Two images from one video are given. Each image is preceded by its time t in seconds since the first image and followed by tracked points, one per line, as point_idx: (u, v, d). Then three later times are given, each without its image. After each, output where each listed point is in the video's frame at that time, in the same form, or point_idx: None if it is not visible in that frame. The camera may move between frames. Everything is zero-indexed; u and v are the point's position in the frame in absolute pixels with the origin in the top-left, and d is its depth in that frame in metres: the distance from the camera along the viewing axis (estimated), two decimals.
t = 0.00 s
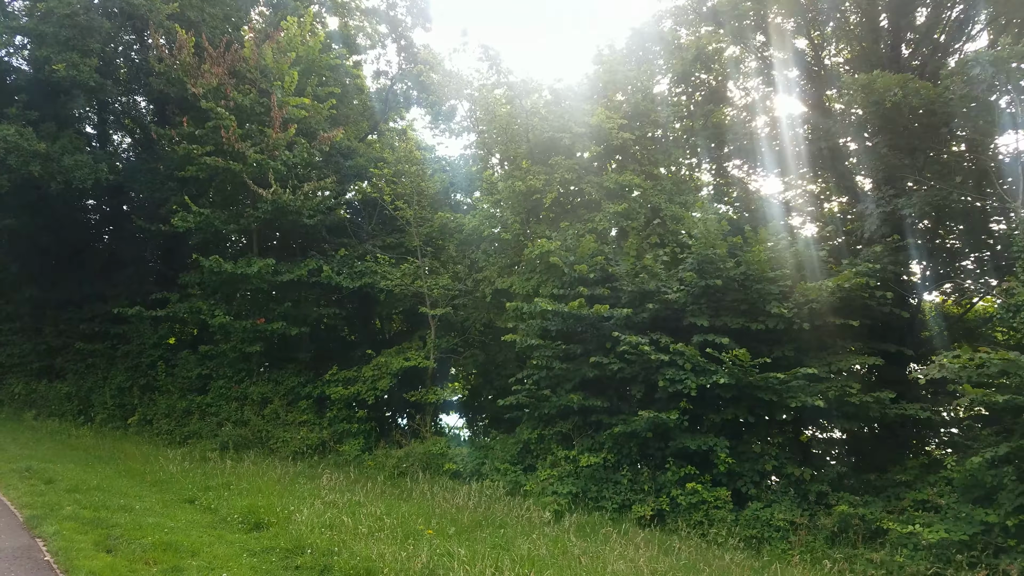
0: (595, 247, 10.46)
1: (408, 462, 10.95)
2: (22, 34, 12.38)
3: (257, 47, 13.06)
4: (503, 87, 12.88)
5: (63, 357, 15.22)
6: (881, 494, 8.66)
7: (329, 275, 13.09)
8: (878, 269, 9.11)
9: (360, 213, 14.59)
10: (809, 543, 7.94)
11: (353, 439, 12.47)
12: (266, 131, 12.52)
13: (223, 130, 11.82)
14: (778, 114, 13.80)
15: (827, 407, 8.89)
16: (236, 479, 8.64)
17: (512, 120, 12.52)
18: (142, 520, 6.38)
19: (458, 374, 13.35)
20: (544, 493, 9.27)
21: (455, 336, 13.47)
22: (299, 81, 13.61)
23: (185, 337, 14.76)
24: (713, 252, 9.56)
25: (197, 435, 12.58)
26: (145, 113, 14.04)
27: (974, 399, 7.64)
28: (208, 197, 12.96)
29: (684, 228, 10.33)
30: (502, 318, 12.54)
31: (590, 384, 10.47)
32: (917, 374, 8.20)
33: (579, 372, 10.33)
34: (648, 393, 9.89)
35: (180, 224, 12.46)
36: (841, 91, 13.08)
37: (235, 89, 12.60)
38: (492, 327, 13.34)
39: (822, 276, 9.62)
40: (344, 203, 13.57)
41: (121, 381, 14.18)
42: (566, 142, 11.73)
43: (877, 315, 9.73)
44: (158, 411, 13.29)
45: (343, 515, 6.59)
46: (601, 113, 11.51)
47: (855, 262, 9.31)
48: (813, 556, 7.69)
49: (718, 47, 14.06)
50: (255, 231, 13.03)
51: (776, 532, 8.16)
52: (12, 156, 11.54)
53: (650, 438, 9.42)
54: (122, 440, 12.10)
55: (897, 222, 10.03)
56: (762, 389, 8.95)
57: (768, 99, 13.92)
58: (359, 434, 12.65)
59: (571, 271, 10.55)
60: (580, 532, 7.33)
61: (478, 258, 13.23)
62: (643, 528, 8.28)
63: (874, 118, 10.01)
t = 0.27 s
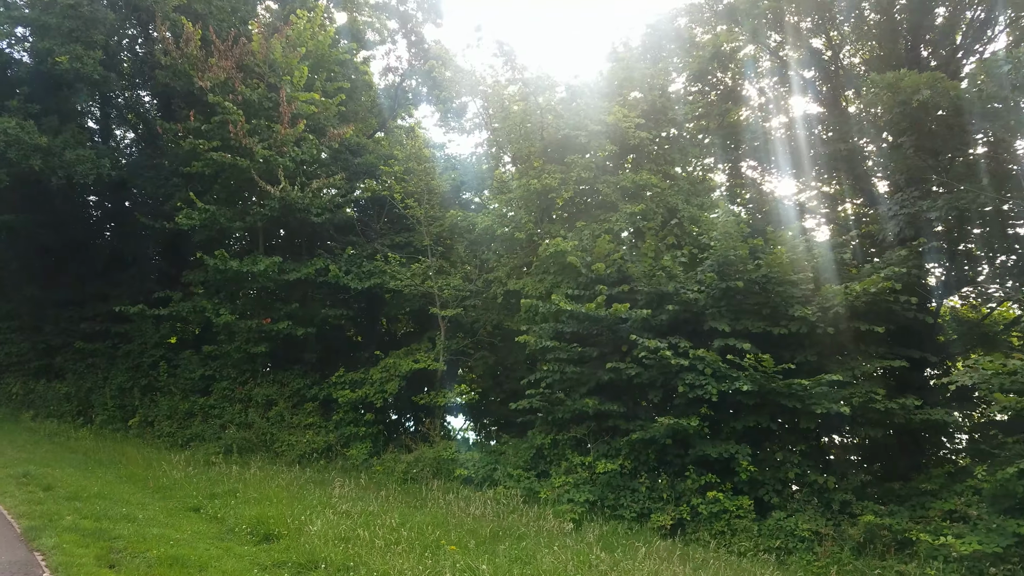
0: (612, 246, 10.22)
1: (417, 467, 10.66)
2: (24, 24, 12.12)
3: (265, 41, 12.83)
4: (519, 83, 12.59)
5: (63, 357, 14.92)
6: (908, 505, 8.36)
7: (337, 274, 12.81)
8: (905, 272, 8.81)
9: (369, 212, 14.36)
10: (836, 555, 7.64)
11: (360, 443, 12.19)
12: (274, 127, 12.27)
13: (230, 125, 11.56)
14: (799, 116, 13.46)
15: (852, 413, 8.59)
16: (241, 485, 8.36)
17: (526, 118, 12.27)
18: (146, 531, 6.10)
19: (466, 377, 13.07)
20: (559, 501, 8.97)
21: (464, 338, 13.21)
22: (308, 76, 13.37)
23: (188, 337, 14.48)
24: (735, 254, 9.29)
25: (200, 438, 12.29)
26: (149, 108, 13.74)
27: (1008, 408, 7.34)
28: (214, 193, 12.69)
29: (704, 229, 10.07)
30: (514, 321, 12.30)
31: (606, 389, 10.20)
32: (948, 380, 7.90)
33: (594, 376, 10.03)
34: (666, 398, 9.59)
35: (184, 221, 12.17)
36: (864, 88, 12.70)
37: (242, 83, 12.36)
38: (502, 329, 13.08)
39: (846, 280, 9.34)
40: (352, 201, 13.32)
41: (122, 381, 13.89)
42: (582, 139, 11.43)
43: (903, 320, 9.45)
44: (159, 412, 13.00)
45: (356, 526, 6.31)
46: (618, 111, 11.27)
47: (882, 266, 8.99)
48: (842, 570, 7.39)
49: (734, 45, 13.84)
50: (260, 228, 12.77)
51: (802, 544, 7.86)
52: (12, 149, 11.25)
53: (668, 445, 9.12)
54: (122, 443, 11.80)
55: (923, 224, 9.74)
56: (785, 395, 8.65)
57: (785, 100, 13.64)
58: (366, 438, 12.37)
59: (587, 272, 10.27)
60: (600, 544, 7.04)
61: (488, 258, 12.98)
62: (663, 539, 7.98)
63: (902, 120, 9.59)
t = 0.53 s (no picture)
0: (621, 243, 10.04)
1: (424, 470, 10.44)
2: (15, 20, 11.84)
3: (263, 36, 12.58)
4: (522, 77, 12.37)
5: (59, 361, 14.64)
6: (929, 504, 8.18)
7: (339, 274, 12.59)
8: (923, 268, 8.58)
9: (370, 211, 14.13)
10: (859, 558, 7.46)
11: (364, 446, 11.98)
12: (274, 124, 12.04)
13: (229, 122, 11.33)
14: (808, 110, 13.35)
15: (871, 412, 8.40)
16: (246, 491, 8.12)
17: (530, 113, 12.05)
18: (151, 541, 5.86)
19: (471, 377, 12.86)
20: (572, 504, 8.77)
21: (468, 338, 13.01)
22: (307, 72, 13.13)
23: (187, 339, 14.21)
24: (749, 250, 9.09)
25: (200, 442, 12.05)
26: (144, 106, 13.47)
27: None
28: (212, 192, 12.45)
29: (715, 224, 9.87)
30: (520, 320, 12.11)
31: (616, 389, 10.00)
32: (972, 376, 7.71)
33: (604, 376, 9.80)
34: (679, 398, 9.38)
35: (183, 221, 11.93)
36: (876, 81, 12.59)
37: (241, 80, 12.12)
38: (506, 328, 12.89)
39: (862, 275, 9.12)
40: (354, 199, 13.11)
41: (120, 385, 13.63)
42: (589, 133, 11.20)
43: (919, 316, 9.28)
44: (159, 417, 12.74)
45: (368, 533, 6.10)
46: (624, 105, 11.08)
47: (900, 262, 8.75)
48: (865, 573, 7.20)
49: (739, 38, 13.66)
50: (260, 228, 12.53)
51: (823, 546, 7.68)
52: (5, 148, 10.97)
53: (683, 447, 8.93)
54: (121, 449, 11.54)
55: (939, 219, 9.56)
56: (803, 394, 8.45)
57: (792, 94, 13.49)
58: (371, 441, 12.16)
59: (595, 268, 10.04)
60: (619, 549, 6.85)
61: (493, 256, 12.80)
62: (681, 543, 7.80)
63: (918, 110, 9.42)
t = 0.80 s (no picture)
0: (635, 240, 9.76)
1: (430, 472, 10.17)
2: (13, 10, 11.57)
3: (266, 28, 12.32)
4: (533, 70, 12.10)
5: (56, 359, 14.34)
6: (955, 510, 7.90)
7: (343, 271, 12.32)
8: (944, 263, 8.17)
9: (374, 207, 13.86)
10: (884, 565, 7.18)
11: (368, 447, 11.71)
12: (277, 117, 11.76)
13: (231, 114, 11.08)
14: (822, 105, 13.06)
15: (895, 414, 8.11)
16: (249, 495, 7.84)
17: (540, 107, 11.80)
18: (149, 549, 5.57)
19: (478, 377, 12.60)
20: (585, 508, 8.50)
21: (474, 337, 12.74)
22: (311, 65, 12.86)
23: (187, 338, 13.92)
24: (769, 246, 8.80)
25: (200, 443, 11.77)
26: (145, 100, 13.21)
27: None
28: (214, 187, 12.17)
29: (731, 221, 9.61)
30: (529, 319, 11.84)
31: (629, 390, 9.73)
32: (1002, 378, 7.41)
33: (617, 376, 9.52)
34: (695, 399, 9.08)
35: (183, 216, 11.65)
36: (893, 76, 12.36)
37: (243, 72, 11.86)
38: (513, 327, 12.63)
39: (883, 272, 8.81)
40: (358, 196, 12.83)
41: (118, 384, 13.34)
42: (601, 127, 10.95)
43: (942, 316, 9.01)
44: (158, 416, 12.46)
45: (378, 542, 5.83)
46: (637, 98, 10.84)
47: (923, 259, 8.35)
48: None
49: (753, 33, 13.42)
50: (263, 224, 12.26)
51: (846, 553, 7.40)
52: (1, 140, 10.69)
53: (698, 449, 8.65)
54: (119, 449, 11.26)
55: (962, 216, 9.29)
56: (824, 396, 8.17)
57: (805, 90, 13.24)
58: (375, 443, 11.87)
59: (607, 266, 9.77)
60: (638, 557, 6.58)
61: (500, 254, 12.56)
62: (699, 549, 7.53)
63: (939, 105, 9.15)
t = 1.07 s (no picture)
0: (646, 237, 9.47)
1: (437, 476, 9.93)
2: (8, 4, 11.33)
3: (266, 21, 12.05)
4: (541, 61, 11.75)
5: (53, 360, 14.08)
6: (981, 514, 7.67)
7: (346, 269, 12.06)
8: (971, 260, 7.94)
9: (376, 205, 13.61)
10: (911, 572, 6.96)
11: (373, 450, 11.48)
12: (278, 112, 11.50)
13: (231, 109, 10.82)
14: (835, 99, 12.77)
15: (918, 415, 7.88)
16: (252, 500, 7.57)
17: (547, 99, 11.49)
18: (152, 560, 5.29)
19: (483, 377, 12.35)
20: (599, 513, 8.26)
21: (480, 337, 12.50)
22: (311, 59, 12.59)
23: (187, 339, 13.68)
24: (787, 242, 8.54)
25: (202, 446, 11.53)
26: (144, 98, 12.95)
27: None
28: (214, 184, 11.91)
29: (745, 216, 9.35)
30: (536, 317, 11.60)
31: (641, 391, 9.48)
32: None
33: (629, 376, 9.27)
34: (712, 401, 8.88)
35: (183, 214, 11.39)
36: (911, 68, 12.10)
37: (243, 66, 11.60)
38: (520, 326, 12.38)
39: (907, 270, 8.54)
40: (361, 193, 12.58)
41: (118, 386, 13.09)
42: (611, 120, 10.64)
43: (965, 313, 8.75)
44: (158, 420, 12.22)
45: (389, 552, 5.57)
46: (647, 90, 10.55)
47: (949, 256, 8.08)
48: None
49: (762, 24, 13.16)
50: (263, 222, 12.00)
51: (871, 560, 7.18)
52: None
53: (716, 452, 8.47)
54: (119, 453, 11.01)
55: (985, 211, 9.03)
56: (846, 397, 7.94)
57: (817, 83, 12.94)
58: (380, 445, 11.64)
59: (619, 263, 9.50)
60: (661, 567, 6.33)
61: (506, 251, 12.30)
62: (720, 556, 7.31)
63: (966, 92, 8.92)
